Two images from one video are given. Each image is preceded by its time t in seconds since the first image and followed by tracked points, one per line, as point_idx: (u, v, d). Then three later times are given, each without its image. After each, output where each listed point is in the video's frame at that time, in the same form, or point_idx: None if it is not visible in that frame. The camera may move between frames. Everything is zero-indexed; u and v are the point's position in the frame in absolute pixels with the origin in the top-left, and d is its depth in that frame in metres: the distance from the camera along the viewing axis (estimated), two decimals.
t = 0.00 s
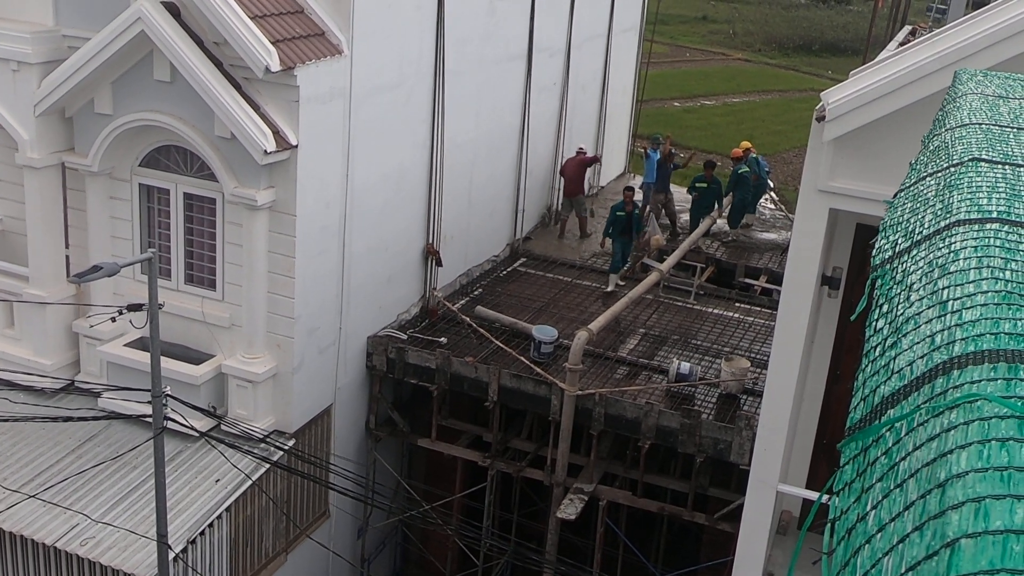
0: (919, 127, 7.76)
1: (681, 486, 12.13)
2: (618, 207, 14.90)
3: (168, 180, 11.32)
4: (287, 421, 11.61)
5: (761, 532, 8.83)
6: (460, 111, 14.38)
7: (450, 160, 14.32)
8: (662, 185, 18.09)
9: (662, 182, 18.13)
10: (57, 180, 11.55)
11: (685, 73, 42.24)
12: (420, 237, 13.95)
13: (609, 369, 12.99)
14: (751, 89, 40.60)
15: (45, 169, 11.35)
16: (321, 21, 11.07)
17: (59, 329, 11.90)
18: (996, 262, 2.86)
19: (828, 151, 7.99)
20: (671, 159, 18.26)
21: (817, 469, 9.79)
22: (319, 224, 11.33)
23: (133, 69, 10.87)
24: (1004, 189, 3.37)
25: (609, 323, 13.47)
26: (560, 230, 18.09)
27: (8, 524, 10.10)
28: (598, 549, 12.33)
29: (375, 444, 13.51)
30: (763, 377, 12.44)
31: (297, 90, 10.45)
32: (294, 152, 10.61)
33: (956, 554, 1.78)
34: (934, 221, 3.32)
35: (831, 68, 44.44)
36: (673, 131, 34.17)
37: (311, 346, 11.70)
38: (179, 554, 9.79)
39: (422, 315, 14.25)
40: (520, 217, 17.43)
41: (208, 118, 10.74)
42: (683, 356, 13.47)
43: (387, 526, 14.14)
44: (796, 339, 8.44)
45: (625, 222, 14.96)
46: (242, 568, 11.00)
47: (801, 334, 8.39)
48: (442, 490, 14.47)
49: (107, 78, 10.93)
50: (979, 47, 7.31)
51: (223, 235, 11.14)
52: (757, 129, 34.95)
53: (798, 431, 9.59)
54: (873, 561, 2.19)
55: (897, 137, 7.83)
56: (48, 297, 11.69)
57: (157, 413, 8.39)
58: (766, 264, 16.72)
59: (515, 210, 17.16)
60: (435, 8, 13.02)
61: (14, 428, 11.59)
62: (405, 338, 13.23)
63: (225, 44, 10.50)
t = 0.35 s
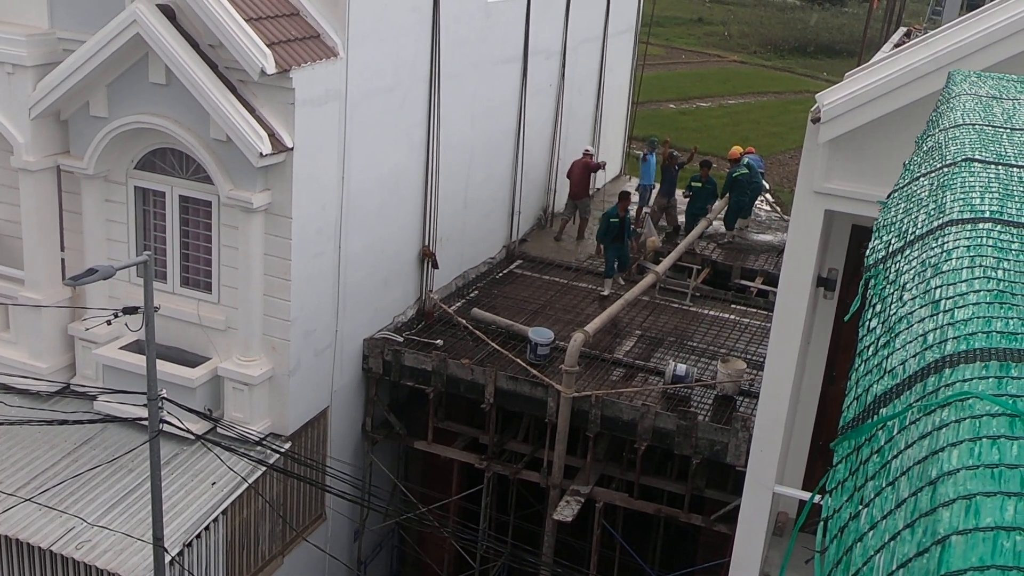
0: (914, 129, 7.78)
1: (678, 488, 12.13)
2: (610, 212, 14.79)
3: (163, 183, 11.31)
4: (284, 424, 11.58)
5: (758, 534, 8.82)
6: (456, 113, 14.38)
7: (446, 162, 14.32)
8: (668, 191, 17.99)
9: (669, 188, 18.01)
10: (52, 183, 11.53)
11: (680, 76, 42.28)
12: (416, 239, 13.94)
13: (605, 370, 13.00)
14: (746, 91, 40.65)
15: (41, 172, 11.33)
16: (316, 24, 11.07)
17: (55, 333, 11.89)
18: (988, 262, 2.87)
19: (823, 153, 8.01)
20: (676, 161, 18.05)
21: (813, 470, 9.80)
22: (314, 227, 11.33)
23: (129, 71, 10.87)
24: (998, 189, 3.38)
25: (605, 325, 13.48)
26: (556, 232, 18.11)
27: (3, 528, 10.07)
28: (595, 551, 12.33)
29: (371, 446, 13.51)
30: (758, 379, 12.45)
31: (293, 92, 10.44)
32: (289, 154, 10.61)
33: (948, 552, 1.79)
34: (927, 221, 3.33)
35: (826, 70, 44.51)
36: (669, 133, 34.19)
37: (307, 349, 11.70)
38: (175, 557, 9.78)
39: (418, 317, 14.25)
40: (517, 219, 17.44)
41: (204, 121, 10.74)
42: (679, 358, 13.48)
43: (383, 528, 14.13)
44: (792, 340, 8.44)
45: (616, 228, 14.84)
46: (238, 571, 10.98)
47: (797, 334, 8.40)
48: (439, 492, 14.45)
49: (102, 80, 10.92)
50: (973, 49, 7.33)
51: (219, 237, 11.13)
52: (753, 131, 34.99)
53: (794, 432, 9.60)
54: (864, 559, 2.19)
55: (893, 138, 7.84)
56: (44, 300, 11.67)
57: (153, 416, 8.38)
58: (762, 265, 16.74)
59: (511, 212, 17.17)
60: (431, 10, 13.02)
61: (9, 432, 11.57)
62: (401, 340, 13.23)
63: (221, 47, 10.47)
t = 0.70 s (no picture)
0: (910, 129, 7.79)
1: (674, 489, 12.14)
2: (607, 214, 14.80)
3: (159, 186, 11.31)
4: (281, 426, 11.57)
5: (755, 535, 8.83)
6: (452, 115, 14.39)
7: (442, 165, 14.32)
8: (673, 192, 18.14)
9: (673, 189, 18.13)
10: (48, 186, 11.52)
11: (676, 77, 42.31)
12: (413, 241, 13.93)
13: (602, 372, 13.00)
14: (742, 92, 40.71)
15: (37, 175, 11.31)
16: (313, 26, 11.08)
17: (51, 336, 11.87)
18: (984, 262, 2.87)
19: (819, 154, 8.01)
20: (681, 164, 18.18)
21: (810, 471, 9.81)
22: (311, 229, 11.33)
23: (125, 74, 10.86)
24: (993, 190, 3.38)
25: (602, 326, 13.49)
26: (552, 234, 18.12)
27: None
28: (592, 552, 12.33)
29: (368, 449, 13.50)
30: (755, 380, 12.46)
31: (289, 94, 10.45)
32: (285, 156, 10.61)
33: (943, 554, 1.79)
34: (923, 222, 3.33)
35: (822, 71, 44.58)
36: (665, 134, 34.22)
37: (304, 351, 11.69)
38: (172, 560, 9.77)
39: (415, 319, 14.25)
40: (513, 221, 17.44)
41: (200, 123, 10.73)
42: (676, 359, 13.49)
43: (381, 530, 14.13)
44: (789, 341, 8.45)
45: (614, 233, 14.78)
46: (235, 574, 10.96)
47: (793, 336, 8.41)
48: (436, 494, 14.44)
49: (98, 83, 10.91)
50: (969, 50, 7.33)
51: (215, 239, 11.13)
52: (749, 132, 35.04)
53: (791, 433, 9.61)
54: (861, 561, 2.20)
55: (889, 140, 7.85)
56: (40, 303, 11.66)
57: (150, 419, 8.37)
58: (758, 267, 16.77)
59: (507, 214, 17.17)
60: (427, 12, 13.02)
61: (5, 435, 11.55)
62: (397, 342, 13.23)
63: (217, 49, 10.49)
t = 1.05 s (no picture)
0: (907, 128, 7.80)
1: (671, 489, 12.14)
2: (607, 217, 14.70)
3: (155, 187, 11.30)
4: (277, 427, 11.58)
5: (751, 534, 8.83)
6: (448, 116, 14.39)
7: (439, 165, 14.32)
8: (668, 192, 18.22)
9: (668, 189, 18.21)
10: (44, 187, 11.51)
11: (672, 78, 42.33)
12: (409, 242, 13.93)
13: (599, 372, 13.01)
14: (739, 93, 40.74)
15: (32, 176, 11.30)
16: (309, 27, 11.08)
17: (47, 337, 11.87)
18: (975, 258, 2.88)
19: (814, 154, 8.02)
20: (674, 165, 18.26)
21: (806, 470, 9.81)
22: (307, 229, 11.32)
23: (121, 75, 10.86)
24: (985, 187, 3.39)
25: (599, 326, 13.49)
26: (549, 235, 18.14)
27: None
28: (589, 552, 12.33)
29: (365, 450, 13.49)
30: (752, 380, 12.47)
31: (285, 95, 10.44)
32: (282, 157, 10.60)
33: (931, 545, 1.80)
34: (916, 219, 3.34)
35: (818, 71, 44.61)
36: (662, 134, 34.23)
37: (300, 352, 11.69)
38: (169, 561, 9.76)
39: (411, 320, 14.25)
40: (509, 222, 17.45)
41: (196, 124, 10.73)
42: (672, 359, 13.50)
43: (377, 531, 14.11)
44: (785, 341, 8.45)
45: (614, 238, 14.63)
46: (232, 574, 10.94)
47: (789, 336, 8.41)
48: (432, 495, 14.44)
49: (94, 84, 10.91)
50: (964, 50, 7.34)
51: (211, 240, 11.12)
52: (745, 132, 35.06)
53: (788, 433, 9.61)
54: (851, 554, 2.21)
55: (885, 139, 7.86)
56: (36, 304, 11.66)
57: (145, 420, 8.35)
58: (755, 266, 16.78)
59: (504, 215, 17.17)
60: (423, 13, 13.02)
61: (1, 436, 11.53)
62: (394, 343, 13.23)
63: (211, 49, 10.50)
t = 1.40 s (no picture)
0: (903, 128, 7.81)
1: (668, 489, 12.16)
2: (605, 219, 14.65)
3: (152, 189, 11.29)
4: (274, 428, 11.57)
5: (748, 534, 8.84)
6: (445, 117, 14.38)
7: (435, 166, 14.33)
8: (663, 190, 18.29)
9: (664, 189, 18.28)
10: (40, 189, 11.49)
11: (668, 78, 42.36)
12: (406, 243, 13.93)
13: (596, 373, 13.02)
14: (735, 93, 40.78)
15: (29, 178, 11.29)
16: (305, 29, 11.08)
17: (44, 339, 11.86)
18: (968, 260, 2.88)
19: (811, 155, 8.03)
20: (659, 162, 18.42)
21: (803, 470, 9.83)
22: (304, 231, 11.32)
23: (117, 76, 10.85)
24: (978, 189, 3.39)
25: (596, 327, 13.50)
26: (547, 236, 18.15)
27: None
28: (587, 553, 12.33)
29: (362, 451, 13.49)
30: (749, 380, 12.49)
31: (281, 97, 10.44)
32: (278, 159, 10.60)
33: (920, 547, 1.81)
34: (909, 221, 3.34)
35: (815, 72, 44.67)
36: (658, 135, 34.25)
37: (297, 354, 11.68)
38: (166, 563, 9.77)
39: (408, 321, 14.25)
40: (506, 223, 17.45)
41: (192, 125, 10.72)
42: (669, 359, 13.52)
43: (375, 532, 14.10)
44: (781, 341, 8.46)
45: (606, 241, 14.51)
46: None
47: (785, 336, 8.42)
48: (430, 496, 14.44)
49: (90, 86, 10.90)
50: (960, 50, 7.34)
51: (207, 242, 11.12)
52: (741, 133, 35.09)
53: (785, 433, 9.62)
54: (842, 555, 2.21)
55: (880, 140, 7.87)
56: (33, 307, 11.66)
57: (143, 421, 8.35)
58: (752, 266, 16.80)
59: (501, 216, 17.18)
60: (419, 14, 13.02)
61: None
62: (391, 344, 13.24)
63: (209, 52, 10.48)
